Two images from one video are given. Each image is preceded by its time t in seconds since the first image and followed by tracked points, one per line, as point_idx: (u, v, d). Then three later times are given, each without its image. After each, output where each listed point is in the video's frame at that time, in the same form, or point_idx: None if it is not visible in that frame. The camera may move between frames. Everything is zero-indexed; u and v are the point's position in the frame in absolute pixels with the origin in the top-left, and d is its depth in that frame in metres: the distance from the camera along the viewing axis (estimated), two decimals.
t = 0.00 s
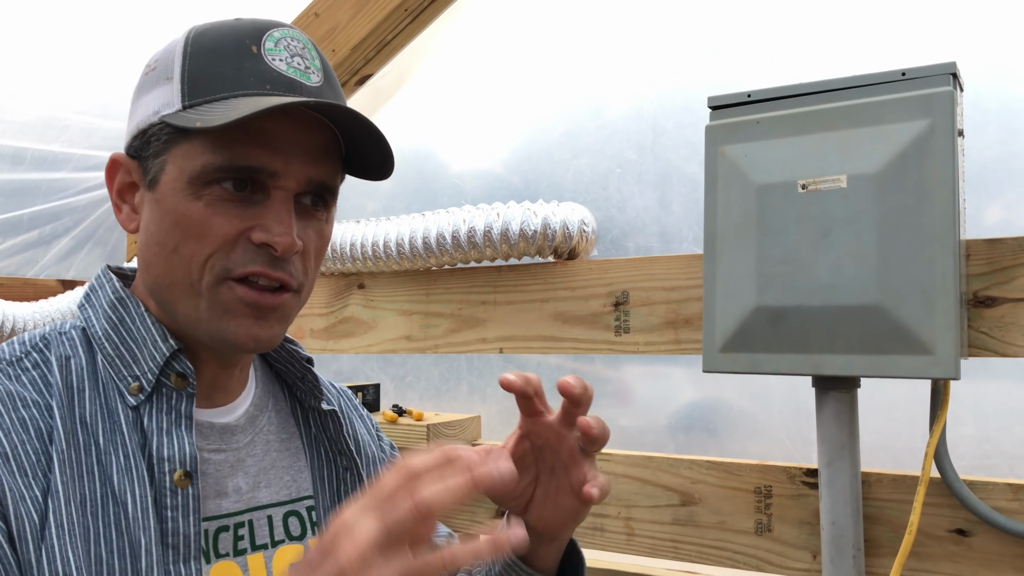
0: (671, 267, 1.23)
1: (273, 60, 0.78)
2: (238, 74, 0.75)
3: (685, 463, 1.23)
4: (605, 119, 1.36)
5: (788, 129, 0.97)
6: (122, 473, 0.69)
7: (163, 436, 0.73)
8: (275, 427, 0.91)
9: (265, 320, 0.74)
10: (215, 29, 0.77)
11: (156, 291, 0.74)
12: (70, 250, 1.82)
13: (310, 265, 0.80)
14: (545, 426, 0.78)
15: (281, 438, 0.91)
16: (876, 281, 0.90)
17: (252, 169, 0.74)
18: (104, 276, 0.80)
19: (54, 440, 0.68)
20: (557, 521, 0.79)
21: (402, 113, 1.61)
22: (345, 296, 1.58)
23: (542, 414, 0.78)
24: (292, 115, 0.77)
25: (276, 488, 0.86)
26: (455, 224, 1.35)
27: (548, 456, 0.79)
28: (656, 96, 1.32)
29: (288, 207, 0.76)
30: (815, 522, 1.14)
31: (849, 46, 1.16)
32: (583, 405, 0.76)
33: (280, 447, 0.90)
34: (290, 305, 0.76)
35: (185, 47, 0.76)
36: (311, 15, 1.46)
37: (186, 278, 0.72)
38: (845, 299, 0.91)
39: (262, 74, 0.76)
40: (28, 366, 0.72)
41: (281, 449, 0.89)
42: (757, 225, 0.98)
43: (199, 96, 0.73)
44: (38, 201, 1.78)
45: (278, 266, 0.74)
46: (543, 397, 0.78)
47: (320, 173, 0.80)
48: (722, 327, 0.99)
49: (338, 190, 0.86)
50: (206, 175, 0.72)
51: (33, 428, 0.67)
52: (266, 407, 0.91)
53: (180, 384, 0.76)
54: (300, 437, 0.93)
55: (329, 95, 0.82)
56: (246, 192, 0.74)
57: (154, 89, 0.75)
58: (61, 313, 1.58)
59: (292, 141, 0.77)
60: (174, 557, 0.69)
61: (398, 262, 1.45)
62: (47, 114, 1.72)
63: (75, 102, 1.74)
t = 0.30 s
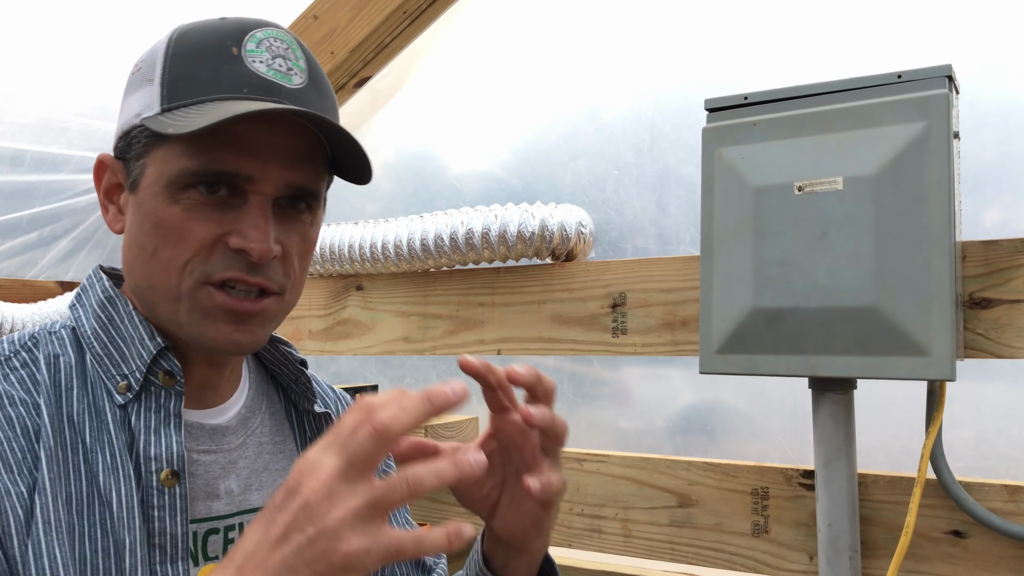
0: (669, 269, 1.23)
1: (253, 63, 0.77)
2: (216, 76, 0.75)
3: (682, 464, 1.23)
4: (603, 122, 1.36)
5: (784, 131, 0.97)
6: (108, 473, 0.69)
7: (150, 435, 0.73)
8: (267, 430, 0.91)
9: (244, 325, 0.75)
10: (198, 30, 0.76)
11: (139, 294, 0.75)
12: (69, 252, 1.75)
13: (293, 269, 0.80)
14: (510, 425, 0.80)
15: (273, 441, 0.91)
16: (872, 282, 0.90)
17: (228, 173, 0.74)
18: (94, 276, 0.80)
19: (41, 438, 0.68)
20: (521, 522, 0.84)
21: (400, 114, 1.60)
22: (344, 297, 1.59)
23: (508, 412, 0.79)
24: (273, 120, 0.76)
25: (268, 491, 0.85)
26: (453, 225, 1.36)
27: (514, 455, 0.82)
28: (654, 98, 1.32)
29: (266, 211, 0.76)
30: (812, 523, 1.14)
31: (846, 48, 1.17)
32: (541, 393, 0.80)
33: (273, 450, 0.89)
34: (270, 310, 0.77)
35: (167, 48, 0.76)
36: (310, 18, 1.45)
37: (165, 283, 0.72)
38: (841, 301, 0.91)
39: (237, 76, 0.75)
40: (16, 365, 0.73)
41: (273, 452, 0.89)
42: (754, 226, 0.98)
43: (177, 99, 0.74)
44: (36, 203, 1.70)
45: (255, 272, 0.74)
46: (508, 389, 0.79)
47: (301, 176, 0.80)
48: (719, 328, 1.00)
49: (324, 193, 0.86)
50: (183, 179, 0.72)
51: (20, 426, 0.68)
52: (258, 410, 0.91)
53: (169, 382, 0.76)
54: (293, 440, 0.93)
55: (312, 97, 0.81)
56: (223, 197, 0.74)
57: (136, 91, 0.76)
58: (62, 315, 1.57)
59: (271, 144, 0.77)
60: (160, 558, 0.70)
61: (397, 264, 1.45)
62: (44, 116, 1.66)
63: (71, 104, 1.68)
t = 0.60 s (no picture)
0: (670, 271, 1.23)
1: (246, 55, 0.76)
2: (209, 68, 0.74)
3: (683, 466, 1.23)
4: (604, 124, 1.36)
5: (785, 134, 0.98)
6: (104, 479, 0.70)
7: (147, 440, 0.74)
8: (265, 435, 0.92)
9: (239, 320, 0.74)
10: (192, 28, 0.77)
11: (136, 294, 0.75)
12: (72, 253, 1.73)
13: (289, 264, 0.80)
14: (538, 467, 0.84)
15: (271, 446, 0.91)
16: (872, 284, 0.90)
17: (222, 163, 0.74)
18: (93, 279, 0.81)
19: (37, 444, 0.68)
20: (530, 566, 0.84)
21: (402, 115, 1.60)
22: (346, 299, 1.59)
23: (536, 456, 0.84)
24: (263, 108, 0.76)
25: (265, 497, 0.86)
26: (455, 227, 1.36)
27: (538, 498, 0.85)
28: (656, 100, 1.32)
29: (260, 203, 0.77)
30: (812, 525, 1.14)
31: (847, 49, 1.17)
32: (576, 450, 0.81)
33: (270, 455, 0.90)
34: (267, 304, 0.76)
35: (162, 47, 0.76)
36: (313, 19, 1.46)
37: (162, 279, 0.73)
38: (840, 304, 0.91)
39: (231, 67, 0.75)
40: (12, 368, 0.73)
41: (271, 456, 0.90)
42: (755, 230, 0.98)
43: (171, 92, 0.73)
44: (38, 205, 1.68)
45: (250, 264, 0.74)
46: (538, 432, 0.82)
47: (295, 167, 0.80)
48: (720, 332, 1.00)
49: (321, 188, 0.86)
50: (178, 172, 0.73)
51: (16, 432, 0.68)
52: (257, 415, 0.92)
53: (165, 388, 0.77)
54: (291, 445, 0.94)
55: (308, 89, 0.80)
56: (218, 188, 0.75)
57: (133, 89, 0.76)
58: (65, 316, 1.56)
59: (264, 135, 0.77)
60: (156, 564, 0.70)
61: (398, 266, 1.46)
62: (47, 117, 1.64)
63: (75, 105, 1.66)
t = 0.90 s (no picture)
0: (676, 273, 1.23)
1: (246, 58, 0.78)
2: (208, 73, 0.76)
3: (689, 468, 1.23)
4: (610, 126, 1.36)
5: (793, 136, 0.98)
6: (111, 477, 0.72)
7: (153, 440, 0.75)
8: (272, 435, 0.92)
9: (235, 329, 0.75)
10: (191, 29, 0.78)
11: (136, 296, 0.77)
12: (79, 253, 1.73)
13: (290, 272, 0.80)
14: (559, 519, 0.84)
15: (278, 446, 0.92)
16: (880, 287, 0.90)
17: (219, 172, 0.75)
18: (102, 277, 0.83)
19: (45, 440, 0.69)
20: None
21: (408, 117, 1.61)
22: (352, 300, 1.59)
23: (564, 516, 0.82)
24: (261, 115, 0.77)
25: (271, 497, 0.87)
26: (462, 229, 1.36)
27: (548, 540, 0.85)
28: (662, 101, 1.32)
29: (258, 211, 0.77)
30: (818, 528, 1.14)
31: (854, 51, 1.17)
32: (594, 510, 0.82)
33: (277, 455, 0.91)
34: (264, 312, 0.77)
35: (160, 50, 0.78)
36: (321, 21, 1.46)
37: (158, 286, 0.74)
38: (848, 307, 0.91)
39: (229, 71, 0.76)
40: (19, 367, 0.74)
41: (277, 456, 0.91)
42: (762, 233, 0.98)
43: (169, 98, 0.75)
44: (46, 205, 1.64)
45: (246, 274, 0.74)
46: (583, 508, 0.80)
47: (295, 175, 0.80)
48: (726, 334, 1.00)
49: (323, 193, 0.86)
50: (175, 180, 0.74)
51: (23, 427, 0.69)
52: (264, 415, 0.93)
53: (169, 387, 0.78)
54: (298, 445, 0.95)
55: (309, 91, 0.81)
56: (216, 196, 0.75)
57: (132, 91, 0.78)
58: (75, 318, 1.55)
59: (264, 143, 0.77)
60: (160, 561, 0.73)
61: (404, 267, 1.46)
62: (56, 119, 1.61)
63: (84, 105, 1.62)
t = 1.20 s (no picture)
0: (680, 275, 1.24)
1: (293, 62, 0.78)
2: (263, 77, 0.75)
3: (691, 470, 1.23)
4: (613, 127, 1.37)
5: (797, 138, 0.97)
6: (120, 472, 0.71)
7: (161, 434, 0.75)
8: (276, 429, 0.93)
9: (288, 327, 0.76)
10: (229, 26, 0.76)
11: (173, 299, 0.73)
12: (84, 254, 1.70)
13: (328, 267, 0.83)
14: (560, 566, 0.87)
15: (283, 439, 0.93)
16: (884, 290, 0.90)
17: (278, 174, 0.73)
18: (102, 270, 0.79)
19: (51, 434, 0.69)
20: None
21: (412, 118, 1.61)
22: (355, 300, 1.60)
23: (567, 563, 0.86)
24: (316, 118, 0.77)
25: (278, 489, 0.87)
26: (465, 229, 1.36)
27: None
28: (666, 103, 1.32)
29: (313, 212, 0.77)
30: (822, 530, 1.14)
31: (857, 54, 1.17)
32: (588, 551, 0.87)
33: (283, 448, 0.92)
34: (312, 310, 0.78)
35: (197, 46, 0.74)
36: (323, 21, 1.45)
37: (213, 288, 0.72)
38: (852, 309, 0.91)
39: (284, 76, 0.77)
40: (23, 360, 0.74)
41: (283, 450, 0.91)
42: (766, 235, 0.98)
43: (221, 99, 0.73)
44: (50, 205, 1.64)
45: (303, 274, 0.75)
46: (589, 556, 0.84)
47: (340, 177, 0.81)
48: (730, 335, 1.00)
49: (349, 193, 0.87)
50: (232, 181, 0.71)
51: (29, 419, 0.68)
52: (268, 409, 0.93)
53: (179, 382, 0.77)
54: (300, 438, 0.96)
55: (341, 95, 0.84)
56: (271, 197, 0.74)
57: (165, 87, 0.73)
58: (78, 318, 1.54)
59: (318, 145, 0.77)
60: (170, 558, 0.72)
61: (408, 268, 1.46)
62: (61, 118, 1.61)
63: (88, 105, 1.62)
